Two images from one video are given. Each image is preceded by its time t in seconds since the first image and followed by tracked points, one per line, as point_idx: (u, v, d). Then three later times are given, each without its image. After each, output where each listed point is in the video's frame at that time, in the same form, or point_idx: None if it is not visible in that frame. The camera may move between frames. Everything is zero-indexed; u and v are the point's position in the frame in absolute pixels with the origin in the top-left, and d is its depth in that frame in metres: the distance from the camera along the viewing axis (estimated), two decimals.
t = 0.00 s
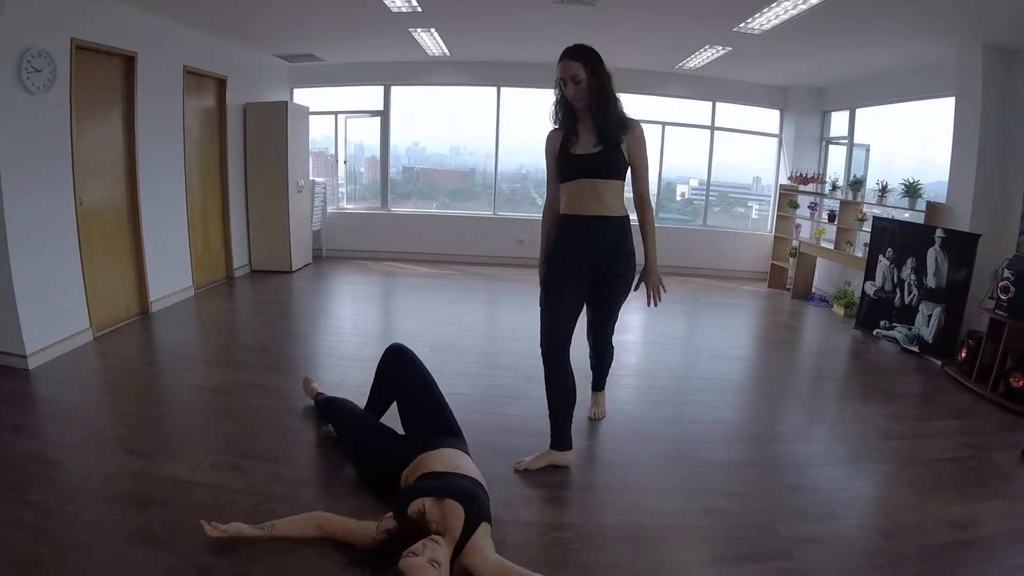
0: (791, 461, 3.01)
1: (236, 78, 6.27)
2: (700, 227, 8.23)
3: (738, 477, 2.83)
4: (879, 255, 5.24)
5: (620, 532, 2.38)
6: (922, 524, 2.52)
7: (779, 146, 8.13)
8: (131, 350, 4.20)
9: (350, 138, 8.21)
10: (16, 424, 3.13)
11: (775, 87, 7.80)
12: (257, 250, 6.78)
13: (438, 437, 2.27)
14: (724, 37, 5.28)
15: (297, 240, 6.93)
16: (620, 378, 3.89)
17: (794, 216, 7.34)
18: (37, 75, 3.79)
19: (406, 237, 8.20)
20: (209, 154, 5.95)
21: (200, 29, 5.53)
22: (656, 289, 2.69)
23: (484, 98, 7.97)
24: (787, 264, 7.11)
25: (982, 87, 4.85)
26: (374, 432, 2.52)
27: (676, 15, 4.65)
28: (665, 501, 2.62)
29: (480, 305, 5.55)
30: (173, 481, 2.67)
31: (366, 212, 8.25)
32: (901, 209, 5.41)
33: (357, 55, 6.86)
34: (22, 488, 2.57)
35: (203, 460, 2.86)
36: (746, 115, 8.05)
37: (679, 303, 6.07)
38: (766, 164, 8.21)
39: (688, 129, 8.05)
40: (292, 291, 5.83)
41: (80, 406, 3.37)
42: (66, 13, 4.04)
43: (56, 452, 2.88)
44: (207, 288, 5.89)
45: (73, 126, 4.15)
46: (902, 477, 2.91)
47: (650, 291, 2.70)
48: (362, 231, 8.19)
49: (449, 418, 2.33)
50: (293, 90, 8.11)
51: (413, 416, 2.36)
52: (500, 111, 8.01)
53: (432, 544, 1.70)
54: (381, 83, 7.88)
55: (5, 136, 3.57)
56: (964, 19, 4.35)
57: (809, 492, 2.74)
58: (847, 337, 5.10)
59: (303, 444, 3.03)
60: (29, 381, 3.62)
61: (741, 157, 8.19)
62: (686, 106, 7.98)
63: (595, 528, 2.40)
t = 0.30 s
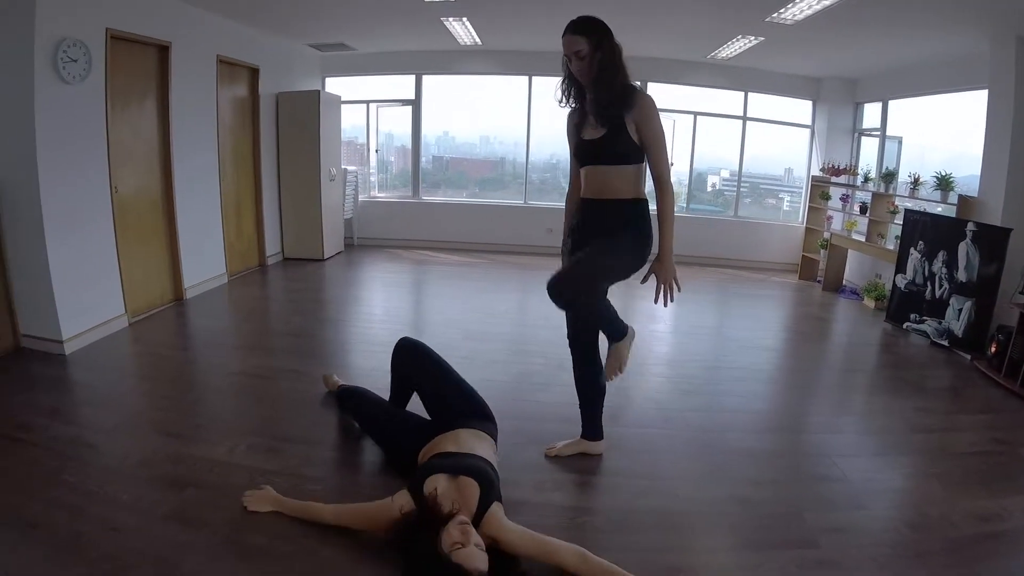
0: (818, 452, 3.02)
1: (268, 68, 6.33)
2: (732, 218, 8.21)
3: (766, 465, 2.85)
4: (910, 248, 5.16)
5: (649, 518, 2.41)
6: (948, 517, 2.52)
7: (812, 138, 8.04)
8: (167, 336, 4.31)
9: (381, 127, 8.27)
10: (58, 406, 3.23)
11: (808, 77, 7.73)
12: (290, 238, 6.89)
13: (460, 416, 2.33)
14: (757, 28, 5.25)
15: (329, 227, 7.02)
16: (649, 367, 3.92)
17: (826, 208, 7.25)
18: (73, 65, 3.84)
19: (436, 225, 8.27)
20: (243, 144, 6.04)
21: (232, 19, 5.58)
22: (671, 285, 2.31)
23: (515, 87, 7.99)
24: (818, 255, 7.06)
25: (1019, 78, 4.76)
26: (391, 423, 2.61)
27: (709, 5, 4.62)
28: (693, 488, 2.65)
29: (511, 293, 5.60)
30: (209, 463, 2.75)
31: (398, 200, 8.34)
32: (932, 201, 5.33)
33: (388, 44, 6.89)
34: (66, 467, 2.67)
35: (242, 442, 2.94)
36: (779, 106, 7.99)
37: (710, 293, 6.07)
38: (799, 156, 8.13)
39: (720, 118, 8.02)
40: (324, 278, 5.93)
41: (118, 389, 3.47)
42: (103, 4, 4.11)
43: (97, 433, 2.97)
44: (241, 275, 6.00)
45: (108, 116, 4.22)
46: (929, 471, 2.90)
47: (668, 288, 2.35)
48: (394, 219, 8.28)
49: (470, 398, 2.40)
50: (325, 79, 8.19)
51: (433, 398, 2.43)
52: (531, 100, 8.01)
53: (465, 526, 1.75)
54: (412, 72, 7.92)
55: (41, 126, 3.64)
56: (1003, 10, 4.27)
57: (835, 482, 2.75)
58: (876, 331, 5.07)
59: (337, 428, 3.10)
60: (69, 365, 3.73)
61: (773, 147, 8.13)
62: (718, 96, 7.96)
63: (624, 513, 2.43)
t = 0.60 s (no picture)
0: (835, 432, 2.99)
1: (289, 48, 6.34)
2: (753, 202, 8.19)
3: (785, 444, 2.84)
4: (931, 235, 5.13)
5: (667, 491, 2.41)
6: (962, 499, 2.47)
7: (835, 122, 7.98)
8: (188, 315, 4.35)
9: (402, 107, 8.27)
10: (82, 385, 3.27)
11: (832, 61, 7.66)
12: (311, 218, 6.93)
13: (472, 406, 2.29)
14: (781, 11, 5.20)
15: (350, 207, 7.06)
16: (670, 348, 3.94)
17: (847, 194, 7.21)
18: (95, 47, 3.82)
19: (456, 206, 8.30)
20: (264, 125, 6.07)
21: None
22: (688, 271, 2.22)
23: (537, 69, 7.97)
24: (838, 241, 7.03)
25: None
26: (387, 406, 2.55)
27: None
28: (709, 462, 2.64)
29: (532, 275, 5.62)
30: (231, 442, 2.77)
31: (419, 180, 8.37)
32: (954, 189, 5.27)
33: (409, 24, 6.87)
34: (91, 445, 2.70)
35: (264, 420, 2.97)
36: (802, 90, 7.94)
37: (731, 277, 6.07)
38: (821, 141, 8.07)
39: (743, 101, 7.98)
40: (345, 258, 5.97)
41: (141, 368, 3.50)
42: None
43: (120, 412, 3.00)
44: (262, 255, 6.05)
45: (130, 95, 4.20)
46: (945, 454, 2.84)
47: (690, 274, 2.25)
48: (415, 199, 8.31)
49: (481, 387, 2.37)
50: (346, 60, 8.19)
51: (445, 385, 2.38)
52: (553, 81, 8.00)
53: (479, 514, 1.68)
54: (433, 52, 7.92)
55: (64, 107, 3.63)
56: None
57: (851, 462, 2.71)
58: (896, 317, 5.04)
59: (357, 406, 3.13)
60: (91, 345, 3.76)
61: (796, 132, 8.07)
62: (742, 79, 7.92)
63: (639, 489, 2.42)
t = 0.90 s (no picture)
0: (850, 416, 2.97)
1: (305, 30, 6.33)
2: (769, 185, 8.16)
3: (801, 427, 2.83)
4: (948, 221, 5.09)
5: (684, 472, 2.40)
6: (977, 484, 2.44)
7: (852, 107, 7.92)
8: (204, 296, 4.37)
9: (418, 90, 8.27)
10: (100, 367, 3.26)
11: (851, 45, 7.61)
12: (328, 200, 6.96)
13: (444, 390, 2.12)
14: None
15: (367, 190, 7.09)
16: (686, 331, 3.96)
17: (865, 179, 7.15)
18: (111, 31, 3.77)
19: (471, 189, 8.31)
20: (280, 106, 6.08)
21: None
22: (710, 254, 2.12)
23: (554, 51, 7.96)
24: (855, 225, 6.99)
25: None
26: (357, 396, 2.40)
27: None
28: (725, 443, 2.64)
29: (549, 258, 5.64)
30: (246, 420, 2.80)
31: (435, 162, 8.38)
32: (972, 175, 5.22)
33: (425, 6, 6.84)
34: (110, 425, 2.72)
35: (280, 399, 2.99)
36: (820, 74, 7.90)
37: (747, 261, 6.06)
38: (839, 125, 8.02)
39: (761, 84, 7.95)
40: (362, 241, 6.01)
41: (158, 350, 3.50)
42: None
43: (137, 394, 3.02)
44: (278, 237, 6.08)
45: (146, 77, 4.15)
46: (960, 439, 2.80)
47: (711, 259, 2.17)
48: (430, 181, 8.32)
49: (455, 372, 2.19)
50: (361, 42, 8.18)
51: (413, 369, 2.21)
52: (570, 64, 7.99)
53: (501, 497, 1.69)
54: (450, 34, 7.91)
55: (81, 89, 3.58)
56: None
57: (866, 446, 2.69)
58: (912, 304, 5.01)
59: (373, 387, 3.15)
60: (109, 327, 3.75)
61: (813, 116, 8.03)
62: (760, 63, 7.89)
63: (654, 470, 2.42)
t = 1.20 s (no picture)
0: (861, 403, 2.96)
1: (316, 16, 6.34)
2: (779, 172, 8.16)
3: (813, 413, 2.82)
4: (959, 209, 5.07)
5: (696, 455, 2.39)
6: (988, 471, 2.44)
7: (864, 95, 7.90)
8: (214, 282, 4.38)
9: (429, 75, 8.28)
10: (110, 351, 3.22)
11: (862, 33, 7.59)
12: (339, 186, 6.98)
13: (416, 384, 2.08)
14: None
15: (378, 175, 7.12)
16: (698, 317, 3.96)
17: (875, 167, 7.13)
18: (120, 15, 3.75)
19: (481, 174, 8.33)
20: (291, 92, 6.09)
21: None
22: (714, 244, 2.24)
23: (566, 36, 8.00)
24: (865, 213, 6.97)
25: None
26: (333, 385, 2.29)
27: None
28: (738, 427, 2.63)
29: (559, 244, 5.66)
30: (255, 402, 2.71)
31: (446, 148, 8.39)
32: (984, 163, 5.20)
33: None
34: (117, 407, 2.63)
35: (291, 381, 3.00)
36: (831, 61, 7.88)
37: (757, 249, 6.05)
38: (850, 112, 8.00)
39: (772, 72, 7.95)
40: (373, 226, 6.04)
41: (168, 333, 3.46)
42: None
43: (147, 376, 2.93)
44: (288, 224, 6.10)
45: (156, 62, 4.16)
46: (970, 426, 2.80)
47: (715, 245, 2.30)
48: (440, 168, 8.33)
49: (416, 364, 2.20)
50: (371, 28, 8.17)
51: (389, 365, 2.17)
52: (582, 49, 8.02)
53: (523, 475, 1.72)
54: (461, 20, 7.92)
55: (90, 74, 3.56)
56: None
57: (878, 432, 2.68)
58: (921, 292, 5.00)
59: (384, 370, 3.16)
60: (120, 313, 3.72)
61: (823, 102, 8.01)
62: (771, 49, 7.88)
63: (666, 453, 2.42)
